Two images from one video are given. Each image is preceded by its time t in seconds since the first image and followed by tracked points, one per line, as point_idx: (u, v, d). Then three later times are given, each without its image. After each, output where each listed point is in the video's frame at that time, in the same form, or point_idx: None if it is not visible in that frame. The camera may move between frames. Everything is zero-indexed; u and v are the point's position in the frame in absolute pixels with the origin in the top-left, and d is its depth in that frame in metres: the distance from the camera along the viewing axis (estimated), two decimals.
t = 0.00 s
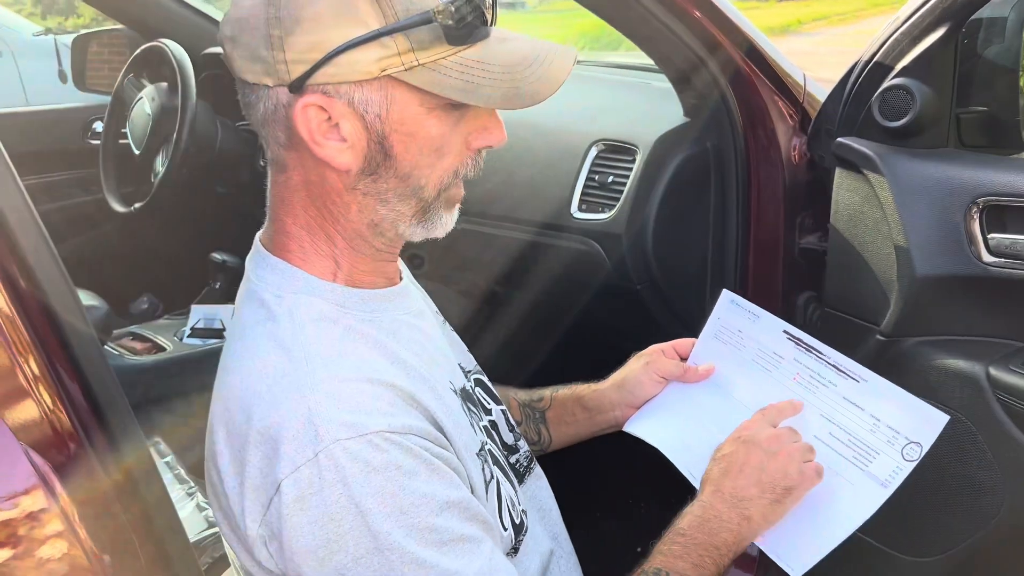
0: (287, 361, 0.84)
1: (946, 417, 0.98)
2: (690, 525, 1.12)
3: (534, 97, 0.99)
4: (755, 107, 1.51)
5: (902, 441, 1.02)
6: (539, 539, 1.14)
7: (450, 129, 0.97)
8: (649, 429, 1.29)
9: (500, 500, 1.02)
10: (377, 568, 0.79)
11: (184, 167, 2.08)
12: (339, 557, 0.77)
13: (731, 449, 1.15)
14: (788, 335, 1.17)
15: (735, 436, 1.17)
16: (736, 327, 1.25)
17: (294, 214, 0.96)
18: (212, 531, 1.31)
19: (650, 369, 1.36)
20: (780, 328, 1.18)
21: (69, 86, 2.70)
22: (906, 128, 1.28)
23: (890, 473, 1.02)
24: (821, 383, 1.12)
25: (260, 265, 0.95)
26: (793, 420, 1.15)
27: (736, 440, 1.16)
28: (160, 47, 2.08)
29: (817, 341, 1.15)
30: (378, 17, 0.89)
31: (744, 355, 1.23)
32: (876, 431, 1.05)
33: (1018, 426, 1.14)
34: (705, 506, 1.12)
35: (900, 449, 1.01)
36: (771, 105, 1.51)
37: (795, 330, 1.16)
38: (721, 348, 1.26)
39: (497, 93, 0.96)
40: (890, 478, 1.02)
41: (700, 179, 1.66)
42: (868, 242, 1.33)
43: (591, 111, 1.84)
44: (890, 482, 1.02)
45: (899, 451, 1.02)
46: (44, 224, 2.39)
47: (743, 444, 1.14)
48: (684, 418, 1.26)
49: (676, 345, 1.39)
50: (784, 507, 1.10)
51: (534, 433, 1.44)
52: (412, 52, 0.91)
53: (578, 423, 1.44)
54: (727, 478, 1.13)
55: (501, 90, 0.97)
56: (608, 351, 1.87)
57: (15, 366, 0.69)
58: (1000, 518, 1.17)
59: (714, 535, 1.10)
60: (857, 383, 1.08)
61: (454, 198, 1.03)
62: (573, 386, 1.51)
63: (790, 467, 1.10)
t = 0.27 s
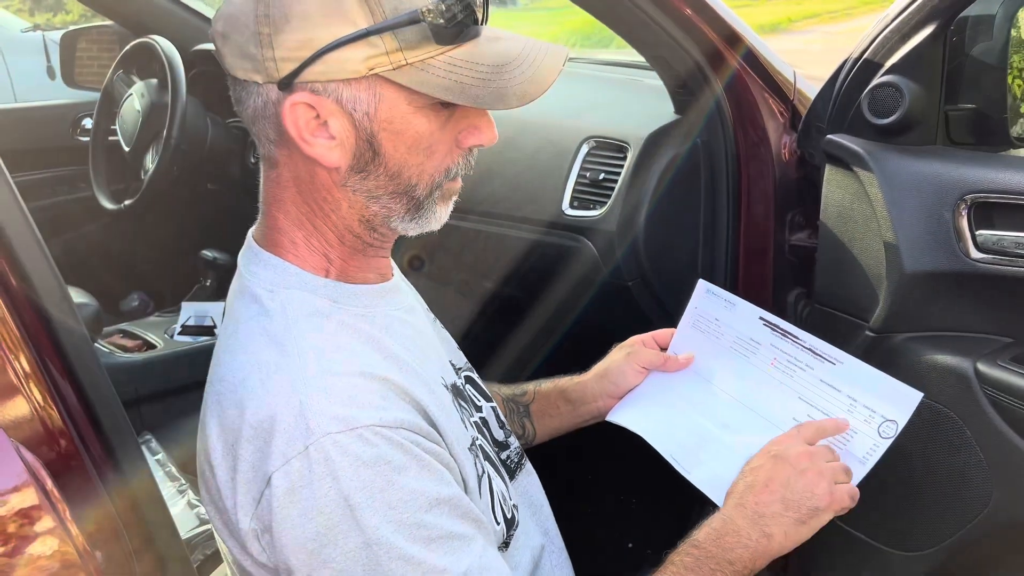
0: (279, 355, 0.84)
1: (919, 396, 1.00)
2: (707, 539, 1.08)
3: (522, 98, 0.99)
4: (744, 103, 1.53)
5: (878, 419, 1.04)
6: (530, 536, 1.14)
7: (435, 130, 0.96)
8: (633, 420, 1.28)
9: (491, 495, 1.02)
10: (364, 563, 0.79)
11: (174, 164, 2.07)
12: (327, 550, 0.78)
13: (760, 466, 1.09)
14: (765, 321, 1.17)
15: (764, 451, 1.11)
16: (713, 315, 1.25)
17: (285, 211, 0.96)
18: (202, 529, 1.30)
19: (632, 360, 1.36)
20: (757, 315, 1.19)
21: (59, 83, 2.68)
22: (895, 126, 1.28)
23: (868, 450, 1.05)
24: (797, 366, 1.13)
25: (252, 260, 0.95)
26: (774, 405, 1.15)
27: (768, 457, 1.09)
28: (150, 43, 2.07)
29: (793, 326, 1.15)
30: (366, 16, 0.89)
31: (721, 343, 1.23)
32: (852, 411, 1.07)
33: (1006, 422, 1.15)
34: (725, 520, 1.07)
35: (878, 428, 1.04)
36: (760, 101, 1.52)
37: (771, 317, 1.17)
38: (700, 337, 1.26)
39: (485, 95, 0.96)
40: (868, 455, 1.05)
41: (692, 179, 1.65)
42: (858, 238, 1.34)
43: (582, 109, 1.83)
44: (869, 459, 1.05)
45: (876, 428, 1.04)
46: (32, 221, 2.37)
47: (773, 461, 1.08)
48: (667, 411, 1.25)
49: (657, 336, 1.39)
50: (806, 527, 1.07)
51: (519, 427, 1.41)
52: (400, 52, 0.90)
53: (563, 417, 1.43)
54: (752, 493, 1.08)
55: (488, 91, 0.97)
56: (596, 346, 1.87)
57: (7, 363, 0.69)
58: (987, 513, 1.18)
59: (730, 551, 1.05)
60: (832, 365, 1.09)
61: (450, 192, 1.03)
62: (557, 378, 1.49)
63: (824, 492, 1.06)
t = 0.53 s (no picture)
0: (271, 353, 0.82)
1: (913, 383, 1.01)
2: (705, 524, 1.06)
3: (527, 91, 0.97)
4: (740, 98, 1.51)
5: (872, 407, 1.04)
6: (525, 535, 1.12)
7: (434, 120, 0.94)
8: (624, 412, 1.26)
9: (487, 493, 1.01)
10: (365, 560, 0.77)
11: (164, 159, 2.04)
12: (325, 548, 0.76)
13: (754, 450, 1.09)
14: (757, 312, 1.16)
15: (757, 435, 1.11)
16: (704, 306, 1.23)
17: (279, 205, 0.93)
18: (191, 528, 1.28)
19: (621, 353, 1.34)
20: (748, 305, 1.17)
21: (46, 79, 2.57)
22: (893, 119, 1.28)
23: (863, 438, 1.06)
24: (790, 356, 1.12)
25: (242, 256, 0.93)
26: (766, 395, 1.14)
27: (761, 440, 1.09)
28: (139, 37, 2.04)
29: (785, 316, 1.14)
30: (372, 9, 0.88)
31: (711, 334, 1.21)
32: (846, 400, 1.07)
33: (1005, 417, 1.15)
34: (722, 504, 1.06)
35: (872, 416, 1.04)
36: (756, 95, 1.51)
37: (762, 307, 1.16)
38: (689, 328, 1.24)
39: (491, 88, 0.95)
40: (863, 444, 1.06)
41: (685, 172, 1.63)
42: (855, 232, 1.32)
43: (577, 103, 1.82)
44: (864, 448, 1.06)
45: (871, 417, 1.05)
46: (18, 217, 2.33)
47: (767, 444, 1.08)
48: (658, 403, 1.24)
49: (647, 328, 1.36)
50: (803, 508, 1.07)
51: (509, 422, 1.39)
52: (405, 45, 0.89)
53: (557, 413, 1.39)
54: (748, 477, 1.08)
55: (492, 85, 0.95)
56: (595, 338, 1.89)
57: None
58: (985, 508, 1.18)
59: (729, 534, 1.04)
60: (825, 355, 1.08)
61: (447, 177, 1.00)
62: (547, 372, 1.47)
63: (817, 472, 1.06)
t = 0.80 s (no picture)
0: (258, 349, 0.79)
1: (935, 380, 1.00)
2: (678, 485, 1.08)
3: (529, 75, 0.95)
4: (736, 91, 1.49)
5: (891, 407, 1.03)
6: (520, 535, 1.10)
7: (432, 108, 0.92)
8: (629, 408, 1.25)
9: (485, 490, 0.98)
10: (374, 555, 0.75)
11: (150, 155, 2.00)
12: (334, 546, 0.74)
13: (710, 408, 1.14)
14: (770, 307, 1.15)
15: (712, 395, 1.15)
16: (714, 300, 1.22)
17: (269, 199, 0.90)
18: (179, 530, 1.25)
19: (626, 348, 1.31)
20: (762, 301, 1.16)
21: (30, 76, 2.47)
22: (893, 111, 1.26)
23: (881, 440, 1.02)
24: (803, 354, 1.12)
25: (228, 250, 0.90)
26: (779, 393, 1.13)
27: (715, 398, 1.15)
28: (123, 30, 2.00)
29: (800, 313, 1.14)
30: None
31: (721, 329, 1.20)
32: (864, 399, 1.05)
33: (1007, 412, 1.13)
34: (690, 465, 1.09)
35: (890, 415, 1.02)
36: (753, 88, 1.49)
37: (777, 301, 1.15)
38: (699, 323, 1.23)
39: (493, 72, 0.92)
40: (881, 445, 1.03)
41: (681, 166, 1.61)
42: (854, 227, 1.31)
43: (570, 97, 1.79)
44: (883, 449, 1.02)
45: (890, 418, 1.02)
46: None
47: (722, 402, 1.13)
48: (664, 396, 1.23)
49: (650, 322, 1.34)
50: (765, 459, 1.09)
51: (512, 420, 1.37)
52: (405, 30, 0.86)
53: (557, 411, 1.37)
54: (708, 436, 1.11)
55: (491, 69, 0.92)
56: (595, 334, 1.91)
57: None
58: (988, 505, 1.16)
59: (703, 491, 1.06)
60: (842, 352, 1.08)
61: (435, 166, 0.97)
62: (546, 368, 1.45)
63: (769, 419, 1.10)
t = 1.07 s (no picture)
0: (250, 352, 0.77)
1: (933, 377, 1.00)
2: (670, 472, 1.07)
3: (524, 71, 0.94)
4: (729, 89, 1.49)
5: (888, 404, 1.02)
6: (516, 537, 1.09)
7: (427, 104, 0.90)
8: (624, 406, 1.24)
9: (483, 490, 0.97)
10: (377, 556, 0.74)
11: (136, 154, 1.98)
12: (337, 550, 0.72)
13: (697, 393, 1.13)
14: (765, 304, 1.14)
15: (698, 380, 1.15)
16: (709, 298, 1.21)
17: (260, 199, 0.89)
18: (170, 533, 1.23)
19: (621, 346, 1.30)
20: (757, 298, 1.16)
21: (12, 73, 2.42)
22: (886, 108, 1.26)
23: (880, 438, 1.02)
24: (799, 350, 1.11)
25: (219, 252, 0.88)
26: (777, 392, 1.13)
27: (700, 382, 1.14)
28: (108, 28, 1.97)
29: (795, 310, 1.13)
30: None
31: (718, 327, 1.20)
32: (861, 396, 1.05)
33: (1001, 408, 1.13)
34: (681, 450, 1.08)
35: (889, 413, 1.02)
36: (745, 86, 1.49)
37: (771, 299, 1.14)
38: (696, 321, 1.22)
39: (488, 68, 0.91)
40: (879, 443, 1.02)
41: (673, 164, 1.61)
42: (848, 224, 1.30)
43: (561, 95, 1.77)
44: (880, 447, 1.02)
45: (888, 415, 1.02)
46: None
47: (708, 386, 1.12)
48: (657, 394, 1.22)
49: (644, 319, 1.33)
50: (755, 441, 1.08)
51: (506, 421, 1.36)
52: (399, 26, 0.85)
53: (553, 409, 1.36)
54: (697, 420, 1.10)
55: (486, 65, 0.91)
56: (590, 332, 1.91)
57: None
58: (983, 501, 1.16)
59: (696, 476, 1.06)
60: (838, 349, 1.07)
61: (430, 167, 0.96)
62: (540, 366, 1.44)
63: (756, 401, 1.09)
